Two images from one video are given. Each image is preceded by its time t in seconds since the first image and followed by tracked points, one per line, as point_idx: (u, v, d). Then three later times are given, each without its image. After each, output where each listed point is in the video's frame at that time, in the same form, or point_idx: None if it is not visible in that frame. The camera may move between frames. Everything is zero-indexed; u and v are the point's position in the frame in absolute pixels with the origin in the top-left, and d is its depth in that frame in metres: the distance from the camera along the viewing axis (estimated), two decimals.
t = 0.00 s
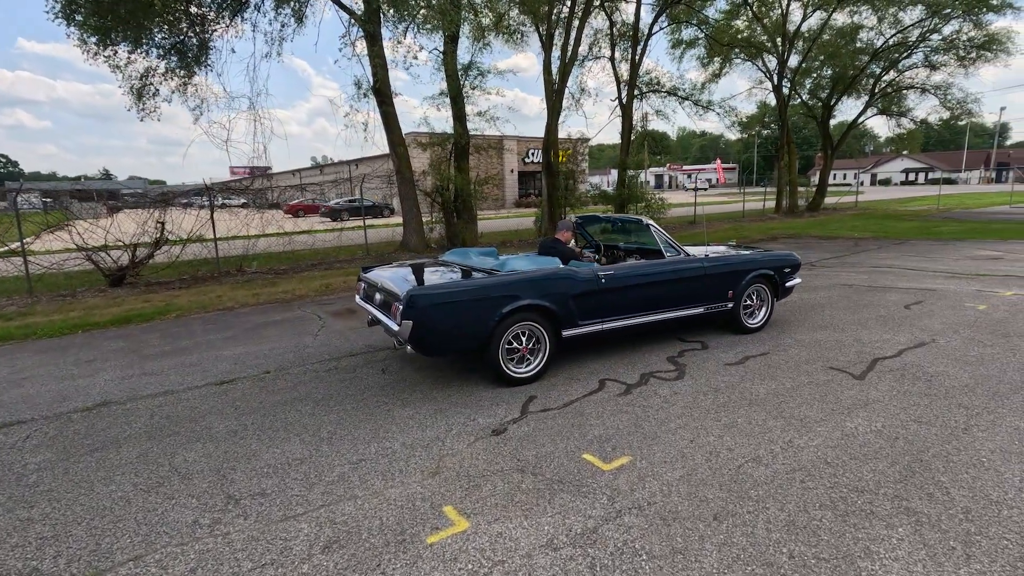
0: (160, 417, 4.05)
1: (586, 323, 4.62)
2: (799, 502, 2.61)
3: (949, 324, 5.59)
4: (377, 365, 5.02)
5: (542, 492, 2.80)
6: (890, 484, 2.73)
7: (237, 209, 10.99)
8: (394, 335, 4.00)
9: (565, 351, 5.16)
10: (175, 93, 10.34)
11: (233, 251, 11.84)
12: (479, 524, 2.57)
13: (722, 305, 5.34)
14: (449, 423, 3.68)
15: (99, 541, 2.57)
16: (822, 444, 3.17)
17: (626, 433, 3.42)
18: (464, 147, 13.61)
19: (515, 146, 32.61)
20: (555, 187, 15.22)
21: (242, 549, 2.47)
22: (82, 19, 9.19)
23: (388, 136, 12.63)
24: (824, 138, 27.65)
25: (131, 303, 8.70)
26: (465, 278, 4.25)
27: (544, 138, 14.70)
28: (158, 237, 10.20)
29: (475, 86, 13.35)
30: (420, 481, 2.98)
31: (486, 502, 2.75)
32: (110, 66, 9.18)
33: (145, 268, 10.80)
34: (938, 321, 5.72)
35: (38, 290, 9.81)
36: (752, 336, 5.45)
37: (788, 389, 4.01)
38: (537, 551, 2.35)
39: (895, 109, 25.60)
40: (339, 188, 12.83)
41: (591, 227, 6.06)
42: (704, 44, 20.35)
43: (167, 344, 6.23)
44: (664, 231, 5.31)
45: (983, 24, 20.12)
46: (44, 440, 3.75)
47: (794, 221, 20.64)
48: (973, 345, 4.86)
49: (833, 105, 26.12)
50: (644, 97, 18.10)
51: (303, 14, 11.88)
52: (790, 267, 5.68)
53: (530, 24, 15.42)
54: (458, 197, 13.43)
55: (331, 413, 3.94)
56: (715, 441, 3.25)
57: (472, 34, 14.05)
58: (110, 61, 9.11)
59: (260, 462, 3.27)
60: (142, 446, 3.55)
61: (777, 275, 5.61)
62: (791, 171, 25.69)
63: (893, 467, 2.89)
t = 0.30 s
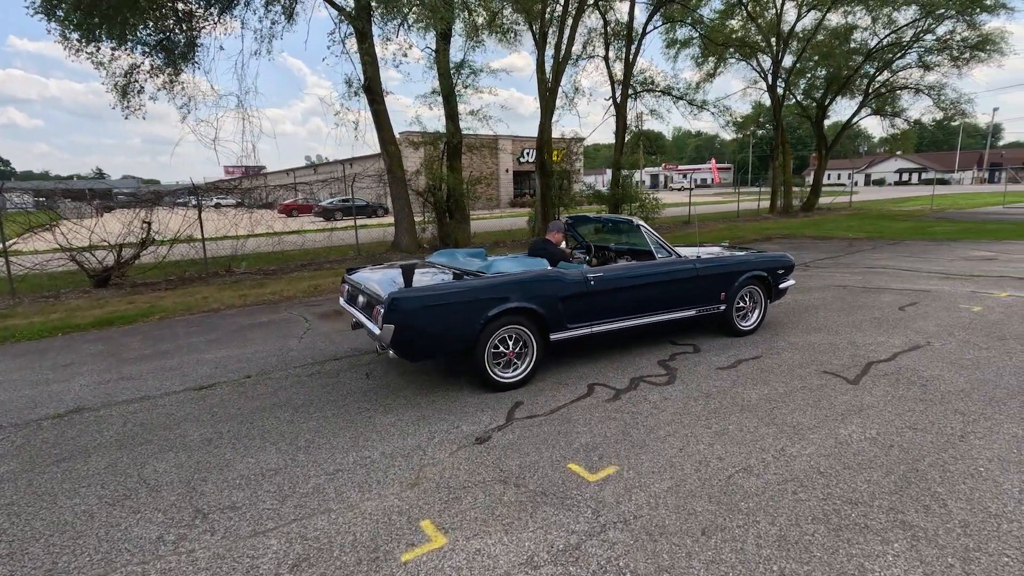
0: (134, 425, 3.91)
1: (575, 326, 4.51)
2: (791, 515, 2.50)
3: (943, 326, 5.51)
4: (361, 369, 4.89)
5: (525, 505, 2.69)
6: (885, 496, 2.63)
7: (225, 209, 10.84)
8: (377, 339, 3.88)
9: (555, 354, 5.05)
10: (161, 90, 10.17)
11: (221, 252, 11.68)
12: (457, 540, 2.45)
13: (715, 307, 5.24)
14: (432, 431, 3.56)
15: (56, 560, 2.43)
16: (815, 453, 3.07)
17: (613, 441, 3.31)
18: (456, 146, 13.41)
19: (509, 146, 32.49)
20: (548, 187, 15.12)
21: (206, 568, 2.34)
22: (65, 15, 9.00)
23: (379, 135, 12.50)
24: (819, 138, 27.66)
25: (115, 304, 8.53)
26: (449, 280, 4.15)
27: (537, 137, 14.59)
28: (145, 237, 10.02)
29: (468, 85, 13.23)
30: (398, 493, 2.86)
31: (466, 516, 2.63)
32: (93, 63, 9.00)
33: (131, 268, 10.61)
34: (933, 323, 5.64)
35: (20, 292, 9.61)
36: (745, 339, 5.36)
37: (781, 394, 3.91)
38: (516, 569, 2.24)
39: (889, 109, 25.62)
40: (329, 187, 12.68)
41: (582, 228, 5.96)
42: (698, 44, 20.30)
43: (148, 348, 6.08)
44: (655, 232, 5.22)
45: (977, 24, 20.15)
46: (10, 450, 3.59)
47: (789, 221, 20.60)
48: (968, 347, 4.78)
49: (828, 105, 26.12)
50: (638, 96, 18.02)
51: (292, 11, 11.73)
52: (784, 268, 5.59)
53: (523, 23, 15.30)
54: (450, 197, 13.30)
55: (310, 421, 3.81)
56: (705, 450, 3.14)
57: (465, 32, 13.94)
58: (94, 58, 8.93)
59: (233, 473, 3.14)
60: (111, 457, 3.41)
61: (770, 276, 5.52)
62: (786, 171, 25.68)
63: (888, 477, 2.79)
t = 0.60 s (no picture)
0: (104, 432, 3.78)
1: (561, 330, 4.42)
2: (777, 529, 2.42)
3: (936, 329, 5.45)
4: (343, 373, 4.78)
5: (502, 519, 2.59)
6: (875, 508, 2.54)
7: (213, 209, 10.68)
8: (356, 344, 3.78)
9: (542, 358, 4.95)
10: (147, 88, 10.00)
11: (209, 252, 11.52)
12: (430, 556, 2.35)
13: (705, 310, 5.16)
14: (411, 439, 3.46)
15: None
16: (803, 462, 2.98)
17: (597, 450, 3.21)
18: (448, 145, 13.34)
19: (504, 146, 32.36)
20: (541, 187, 15.03)
21: None
22: (47, 10, 8.82)
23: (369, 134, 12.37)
24: (813, 139, 27.68)
25: (98, 306, 8.37)
26: (431, 283, 4.05)
27: (530, 137, 14.50)
28: (130, 237, 9.81)
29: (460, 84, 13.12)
30: (373, 506, 2.75)
31: (440, 530, 2.53)
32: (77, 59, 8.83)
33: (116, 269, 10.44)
34: (925, 326, 5.58)
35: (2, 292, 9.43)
36: (735, 342, 5.28)
37: (770, 401, 3.83)
38: None
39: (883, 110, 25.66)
40: (319, 187, 12.54)
41: (571, 229, 5.87)
42: (692, 44, 20.25)
43: (127, 351, 5.94)
44: (644, 233, 5.13)
45: (970, 25, 20.18)
46: None
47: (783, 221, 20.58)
48: (960, 351, 4.72)
49: (821, 106, 26.13)
50: (632, 96, 17.96)
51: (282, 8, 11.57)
52: (775, 270, 5.51)
53: (516, 21, 15.19)
54: (442, 197, 13.19)
55: (287, 428, 3.69)
56: (692, 458, 3.05)
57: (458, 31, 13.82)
58: (77, 54, 8.76)
59: (203, 484, 3.03)
60: (77, 467, 3.28)
61: (761, 278, 5.44)
62: (780, 172, 25.67)
63: (878, 487, 2.71)
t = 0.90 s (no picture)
0: (80, 438, 3.65)
1: (552, 331, 4.32)
2: (773, 541, 2.32)
3: (932, 330, 5.38)
4: (329, 376, 4.66)
5: (487, 530, 2.48)
6: (874, 518, 2.46)
7: (202, 208, 10.52)
8: (340, 347, 3.68)
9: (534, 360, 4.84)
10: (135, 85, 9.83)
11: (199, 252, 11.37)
12: (411, 571, 2.24)
13: (699, 311, 5.07)
14: (396, 445, 3.35)
15: None
16: (799, 469, 2.89)
17: (588, 457, 3.11)
18: (442, 144, 13.19)
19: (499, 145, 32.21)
20: (536, 186, 14.93)
21: None
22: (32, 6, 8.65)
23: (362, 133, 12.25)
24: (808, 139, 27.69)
25: (84, 306, 8.22)
26: (418, 284, 3.95)
27: (525, 136, 14.41)
28: (117, 236, 9.67)
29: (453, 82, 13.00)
30: (353, 516, 2.64)
31: (422, 542, 2.42)
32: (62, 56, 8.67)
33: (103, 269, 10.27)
34: (922, 327, 5.50)
35: None
36: (730, 344, 5.19)
37: (765, 405, 3.74)
38: None
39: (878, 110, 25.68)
40: (312, 186, 12.40)
41: (563, 228, 5.76)
42: (687, 43, 20.19)
43: (110, 353, 5.81)
44: (637, 233, 5.04)
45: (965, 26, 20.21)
46: None
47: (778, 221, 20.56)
48: (958, 353, 4.64)
49: (817, 106, 26.13)
50: (628, 95, 17.89)
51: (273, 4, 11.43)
52: (770, 270, 5.43)
53: (511, 20, 15.08)
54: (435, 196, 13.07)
55: (269, 434, 3.58)
56: (685, 466, 2.96)
57: (453, 29, 13.71)
58: (62, 50, 8.59)
59: (178, 493, 2.91)
60: (48, 476, 3.15)
61: (757, 279, 5.35)
62: (775, 172, 25.66)
63: (876, 496, 2.62)
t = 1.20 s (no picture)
0: (52, 447, 3.48)
1: (546, 334, 4.18)
2: (777, 558, 2.19)
3: (935, 332, 5.27)
4: (316, 381, 4.51)
5: (476, 547, 2.35)
6: (884, 533, 2.33)
7: (192, 207, 10.33)
8: (325, 351, 3.53)
9: (528, 363, 4.70)
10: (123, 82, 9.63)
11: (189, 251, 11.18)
12: None
13: (698, 313, 4.94)
14: (382, 453, 3.21)
15: None
16: (804, 480, 2.77)
17: (583, 466, 2.98)
18: (437, 142, 12.99)
19: (495, 144, 32.13)
20: (532, 185, 14.78)
21: None
22: None
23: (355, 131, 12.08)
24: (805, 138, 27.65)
25: (70, 307, 8.03)
26: (407, 286, 3.81)
27: (520, 135, 14.27)
28: (104, 236, 9.48)
29: (448, 80, 12.86)
30: (335, 533, 2.49)
31: (406, 561, 2.28)
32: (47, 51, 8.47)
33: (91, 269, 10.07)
34: (924, 329, 5.39)
35: None
36: (729, 346, 5.06)
37: (766, 411, 3.61)
38: None
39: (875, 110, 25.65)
40: (304, 185, 12.22)
41: (558, 227, 5.62)
42: (684, 42, 20.10)
43: (93, 356, 5.64)
44: (634, 232, 4.90)
45: (961, 25, 20.19)
46: None
47: (775, 221, 20.48)
48: (963, 356, 4.53)
49: (813, 106, 26.09)
50: (624, 94, 17.78)
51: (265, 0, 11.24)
52: (770, 271, 5.30)
53: (507, 17, 14.94)
54: (430, 196, 12.93)
55: (250, 442, 3.42)
56: (684, 476, 2.83)
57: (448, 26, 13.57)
58: (47, 45, 8.39)
59: (151, 506, 2.76)
60: (15, 488, 2.99)
61: (756, 279, 5.23)
62: (772, 172, 25.62)
63: (886, 509, 2.50)
